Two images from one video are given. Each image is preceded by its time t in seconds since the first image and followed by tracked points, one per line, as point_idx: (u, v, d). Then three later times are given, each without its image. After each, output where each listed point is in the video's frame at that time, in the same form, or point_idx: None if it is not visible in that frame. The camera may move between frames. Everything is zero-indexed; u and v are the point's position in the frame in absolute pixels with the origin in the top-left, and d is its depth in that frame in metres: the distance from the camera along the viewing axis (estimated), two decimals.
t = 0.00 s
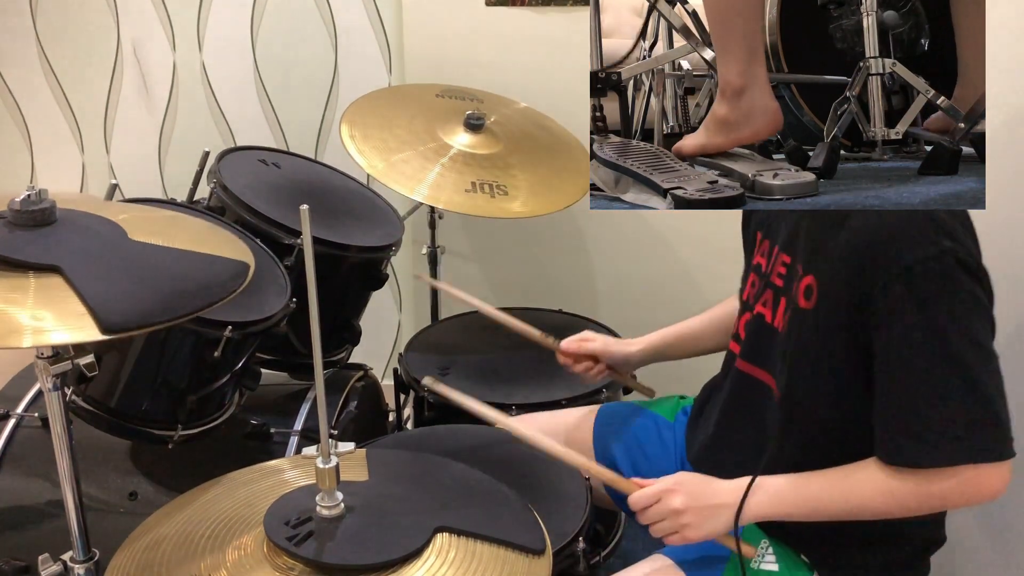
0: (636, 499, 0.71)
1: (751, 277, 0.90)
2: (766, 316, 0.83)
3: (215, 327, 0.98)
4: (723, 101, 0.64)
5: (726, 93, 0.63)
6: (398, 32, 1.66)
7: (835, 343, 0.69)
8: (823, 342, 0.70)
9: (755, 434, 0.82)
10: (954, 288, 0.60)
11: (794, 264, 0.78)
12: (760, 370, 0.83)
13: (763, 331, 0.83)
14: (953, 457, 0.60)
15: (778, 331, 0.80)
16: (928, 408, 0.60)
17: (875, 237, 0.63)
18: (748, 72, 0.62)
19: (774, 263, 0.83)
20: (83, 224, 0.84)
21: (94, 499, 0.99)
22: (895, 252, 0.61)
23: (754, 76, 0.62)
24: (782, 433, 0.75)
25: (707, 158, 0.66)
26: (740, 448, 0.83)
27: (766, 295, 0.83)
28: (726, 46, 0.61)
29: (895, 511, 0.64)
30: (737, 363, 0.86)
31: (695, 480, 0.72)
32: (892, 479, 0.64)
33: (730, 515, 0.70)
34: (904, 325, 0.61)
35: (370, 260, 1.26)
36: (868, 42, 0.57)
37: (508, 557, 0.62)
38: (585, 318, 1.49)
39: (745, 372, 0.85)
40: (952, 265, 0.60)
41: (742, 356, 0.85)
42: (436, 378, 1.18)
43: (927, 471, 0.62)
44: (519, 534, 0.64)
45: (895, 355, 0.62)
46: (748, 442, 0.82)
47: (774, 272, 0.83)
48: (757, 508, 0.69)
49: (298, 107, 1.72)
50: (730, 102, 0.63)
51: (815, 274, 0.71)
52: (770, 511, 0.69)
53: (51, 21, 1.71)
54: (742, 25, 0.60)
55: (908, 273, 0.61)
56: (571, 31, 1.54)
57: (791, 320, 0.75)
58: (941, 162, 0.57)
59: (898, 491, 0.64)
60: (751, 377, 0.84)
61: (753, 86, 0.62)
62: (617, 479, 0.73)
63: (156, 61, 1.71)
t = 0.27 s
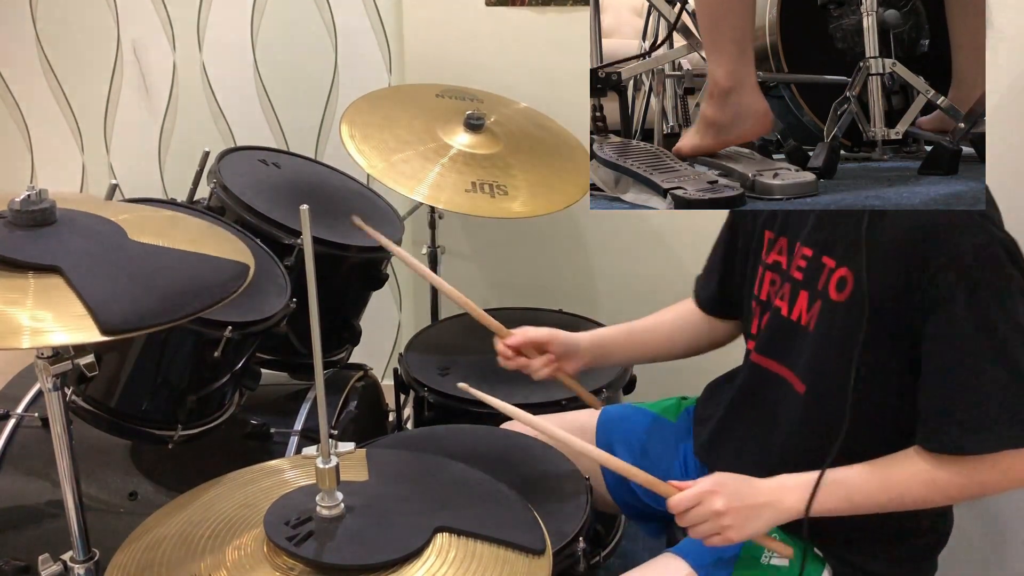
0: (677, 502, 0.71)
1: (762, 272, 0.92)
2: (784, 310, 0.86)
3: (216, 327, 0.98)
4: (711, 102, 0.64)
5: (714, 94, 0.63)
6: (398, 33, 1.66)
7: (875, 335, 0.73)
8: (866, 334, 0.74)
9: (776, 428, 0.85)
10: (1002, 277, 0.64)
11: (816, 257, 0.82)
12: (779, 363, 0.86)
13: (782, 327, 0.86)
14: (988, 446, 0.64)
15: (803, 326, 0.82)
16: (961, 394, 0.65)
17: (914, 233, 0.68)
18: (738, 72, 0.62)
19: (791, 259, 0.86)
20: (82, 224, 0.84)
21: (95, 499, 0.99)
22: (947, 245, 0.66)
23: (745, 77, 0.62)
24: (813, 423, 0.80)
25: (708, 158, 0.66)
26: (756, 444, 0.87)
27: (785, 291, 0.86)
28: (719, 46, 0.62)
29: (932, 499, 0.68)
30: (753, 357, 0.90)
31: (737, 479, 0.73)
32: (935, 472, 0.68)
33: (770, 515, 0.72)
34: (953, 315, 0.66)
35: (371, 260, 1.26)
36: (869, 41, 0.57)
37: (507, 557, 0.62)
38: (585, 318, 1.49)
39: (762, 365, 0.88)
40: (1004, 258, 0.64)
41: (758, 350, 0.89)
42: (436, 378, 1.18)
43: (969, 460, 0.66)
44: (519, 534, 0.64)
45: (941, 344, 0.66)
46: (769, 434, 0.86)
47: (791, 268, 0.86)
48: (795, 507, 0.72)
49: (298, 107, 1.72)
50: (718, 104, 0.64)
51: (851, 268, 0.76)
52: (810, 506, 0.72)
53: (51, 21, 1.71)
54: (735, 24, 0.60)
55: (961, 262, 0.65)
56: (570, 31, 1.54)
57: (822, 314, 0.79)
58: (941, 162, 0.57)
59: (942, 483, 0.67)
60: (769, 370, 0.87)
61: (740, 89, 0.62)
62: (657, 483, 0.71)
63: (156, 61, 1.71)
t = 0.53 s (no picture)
0: (704, 539, 0.73)
1: (757, 274, 0.91)
2: (788, 315, 0.85)
3: (216, 327, 0.98)
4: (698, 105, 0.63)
5: (701, 97, 0.62)
6: (398, 32, 1.66)
7: (889, 341, 0.73)
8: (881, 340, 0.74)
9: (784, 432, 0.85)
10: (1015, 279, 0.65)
11: (820, 262, 0.81)
12: (785, 368, 0.86)
13: (786, 331, 0.85)
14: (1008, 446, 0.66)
15: (811, 331, 0.83)
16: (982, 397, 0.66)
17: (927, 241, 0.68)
18: (727, 83, 0.62)
19: (791, 261, 0.85)
20: (81, 224, 0.84)
21: (95, 499, 0.99)
22: (963, 251, 0.66)
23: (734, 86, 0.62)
24: (827, 429, 0.80)
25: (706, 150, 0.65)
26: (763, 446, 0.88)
27: (787, 295, 0.85)
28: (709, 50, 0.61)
29: (957, 509, 0.70)
30: (757, 363, 0.89)
31: (762, 514, 0.75)
32: (959, 479, 0.69)
33: (796, 545, 0.73)
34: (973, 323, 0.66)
35: (371, 260, 1.26)
36: (869, 40, 0.58)
37: (507, 557, 0.62)
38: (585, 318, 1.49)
39: (766, 371, 0.88)
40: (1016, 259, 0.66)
41: (761, 356, 0.88)
42: (436, 378, 1.19)
43: (992, 462, 0.68)
44: (519, 534, 0.64)
45: (960, 351, 0.67)
46: (779, 439, 0.86)
47: (793, 271, 0.85)
48: (822, 537, 0.73)
49: (297, 107, 1.72)
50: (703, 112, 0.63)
51: (860, 273, 0.76)
52: (837, 533, 0.73)
53: (51, 21, 1.71)
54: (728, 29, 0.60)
55: (977, 265, 0.66)
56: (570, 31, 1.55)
57: (830, 319, 0.80)
58: (941, 162, 0.57)
59: (966, 490, 0.69)
60: (775, 374, 0.87)
61: (730, 101, 0.62)
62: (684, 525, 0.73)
63: (156, 61, 1.71)
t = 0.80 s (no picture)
0: (683, 540, 0.74)
1: (738, 276, 0.91)
2: (781, 319, 0.85)
3: (215, 327, 0.98)
4: (734, 104, 0.62)
5: (738, 97, 0.62)
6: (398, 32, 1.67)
7: (883, 344, 0.73)
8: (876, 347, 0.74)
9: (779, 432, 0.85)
10: (1010, 284, 0.65)
11: (811, 266, 0.81)
12: (778, 370, 0.86)
13: (779, 334, 0.86)
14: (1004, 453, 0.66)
15: (801, 335, 0.83)
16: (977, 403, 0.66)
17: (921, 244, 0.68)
18: (763, 84, 0.62)
19: (778, 265, 0.85)
20: (81, 224, 0.84)
21: (95, 499, 0.99)
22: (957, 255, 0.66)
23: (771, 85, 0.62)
24: (822, 432, 0.80)
25: (706, 149, 0.66)
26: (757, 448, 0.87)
27: (777, 298, 0.86)
28: (743, 48, 0.62)
29: (942, 518, 0.70)
30: (752, 367, 0.88)
31: (743, 517, 0.75)
32: (944, 489, 0.70)
33: (776, 551, 0.74)
34: (967, 329, 0.66)
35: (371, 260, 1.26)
36: (869, 40, 0.58)
37: (507, 557, 0.62)
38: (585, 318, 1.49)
39: (763, 375, 0.87)
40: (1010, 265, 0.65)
41: (756, 360, 0.88)
42: (436, 378, 1.19)
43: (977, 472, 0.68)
44: (519, 534, 0.64)
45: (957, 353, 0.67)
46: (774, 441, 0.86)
47: (782, 275, 0.85)
48: (804, 542, 0.74)
49: (297, 107, 1.72)
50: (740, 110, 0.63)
51: (852, 279, 0.76)
52: (819, 539, 0.74)
53: (51, 21, 1.71)
54: (756, 28, 0.60)
55: (973, 271, 0.66)
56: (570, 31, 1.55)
57: (823, 324, 0.80)
58: (942, 162, 0.58)
59: (950, 500, 0.69)
60: (771, 378, 0.87)
61: (766, 102, 0.62)
62: (663, 524, 0.73)
63: (156, 61, 1.71)
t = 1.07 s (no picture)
0: (666, 535, 0.75)
1: (729, 280, 0.90)
2: (777, 324, 0.85)
3: (215, 327, 0.98)
4: (734, 109, 0.63)
5: (739, 103, 0.63)
6: (398, 32, 1.66)
7: (876, 344, 0.74)
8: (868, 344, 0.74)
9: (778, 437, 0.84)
10: (1001, 285, 0.65)
11: (804, 269, 0.82)
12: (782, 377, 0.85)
13: (778, 339, 0.85)
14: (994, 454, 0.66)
15: (799, 340, 0.83)
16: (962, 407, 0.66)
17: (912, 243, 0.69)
18: (762, 91, 0.63)
19: (773, 269, 0.85)
20: (82, 223, 0.84)
21: (95, 499, 0.99)
22: (949, 255, 0.66)
23: (770, 90, 0.63)
24: (820, 433, 0.80)
25: (702, 154, 0.66)
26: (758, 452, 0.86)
27: (772, 303, 0.85)
28: (741, 54, 0.63)
29: (930, 520, 0.70)
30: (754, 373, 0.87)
31: (727, 516, 0.76)
32: (932, 491, 0.69)
33: (760, 550, 0.74)
34: (954, 328, 0.66)
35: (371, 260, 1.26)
36: (869, 41, 0.58)
37: (507, 557, 0.62)
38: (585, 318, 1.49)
39: (767, 382, 0.86)
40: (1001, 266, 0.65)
41: (756, 365, 0.87)
42: (436, 378, 1.19)
43: (965, 475, 0.68)
44: (519, 534, 0.64)
45: (945, 352, 0.66)
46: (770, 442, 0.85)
47: (777, 279, 0.85)
48: (789, 542, 0.74)
49: (297, 107, 1.72)
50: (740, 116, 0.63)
51: (847, 280, 0.76)
52: (804, 541, 0.73)
53: (51, 21, 1.71)
54: (754, 34, 0.61)
55: (963, 268, 0.66)
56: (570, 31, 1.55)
57: (817, 327, 0.80)
58: (941, 162, 0.57)
59: (937, 503, 0.69)
60: (773, 384, 0.86)
61: (767, 108, 0.62)
62: (648, 519, 0.75)
63: (155, 61, 1.71)
